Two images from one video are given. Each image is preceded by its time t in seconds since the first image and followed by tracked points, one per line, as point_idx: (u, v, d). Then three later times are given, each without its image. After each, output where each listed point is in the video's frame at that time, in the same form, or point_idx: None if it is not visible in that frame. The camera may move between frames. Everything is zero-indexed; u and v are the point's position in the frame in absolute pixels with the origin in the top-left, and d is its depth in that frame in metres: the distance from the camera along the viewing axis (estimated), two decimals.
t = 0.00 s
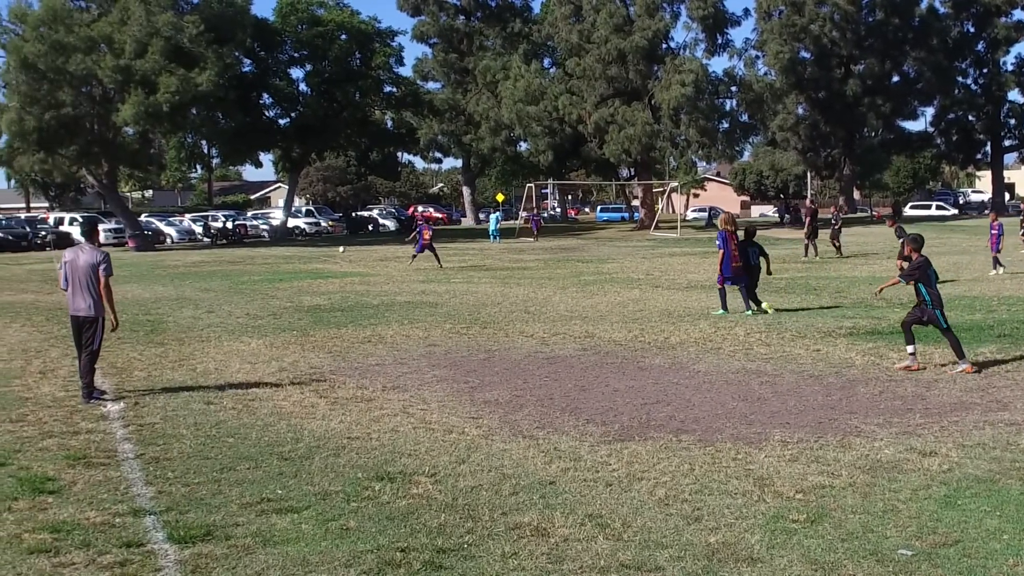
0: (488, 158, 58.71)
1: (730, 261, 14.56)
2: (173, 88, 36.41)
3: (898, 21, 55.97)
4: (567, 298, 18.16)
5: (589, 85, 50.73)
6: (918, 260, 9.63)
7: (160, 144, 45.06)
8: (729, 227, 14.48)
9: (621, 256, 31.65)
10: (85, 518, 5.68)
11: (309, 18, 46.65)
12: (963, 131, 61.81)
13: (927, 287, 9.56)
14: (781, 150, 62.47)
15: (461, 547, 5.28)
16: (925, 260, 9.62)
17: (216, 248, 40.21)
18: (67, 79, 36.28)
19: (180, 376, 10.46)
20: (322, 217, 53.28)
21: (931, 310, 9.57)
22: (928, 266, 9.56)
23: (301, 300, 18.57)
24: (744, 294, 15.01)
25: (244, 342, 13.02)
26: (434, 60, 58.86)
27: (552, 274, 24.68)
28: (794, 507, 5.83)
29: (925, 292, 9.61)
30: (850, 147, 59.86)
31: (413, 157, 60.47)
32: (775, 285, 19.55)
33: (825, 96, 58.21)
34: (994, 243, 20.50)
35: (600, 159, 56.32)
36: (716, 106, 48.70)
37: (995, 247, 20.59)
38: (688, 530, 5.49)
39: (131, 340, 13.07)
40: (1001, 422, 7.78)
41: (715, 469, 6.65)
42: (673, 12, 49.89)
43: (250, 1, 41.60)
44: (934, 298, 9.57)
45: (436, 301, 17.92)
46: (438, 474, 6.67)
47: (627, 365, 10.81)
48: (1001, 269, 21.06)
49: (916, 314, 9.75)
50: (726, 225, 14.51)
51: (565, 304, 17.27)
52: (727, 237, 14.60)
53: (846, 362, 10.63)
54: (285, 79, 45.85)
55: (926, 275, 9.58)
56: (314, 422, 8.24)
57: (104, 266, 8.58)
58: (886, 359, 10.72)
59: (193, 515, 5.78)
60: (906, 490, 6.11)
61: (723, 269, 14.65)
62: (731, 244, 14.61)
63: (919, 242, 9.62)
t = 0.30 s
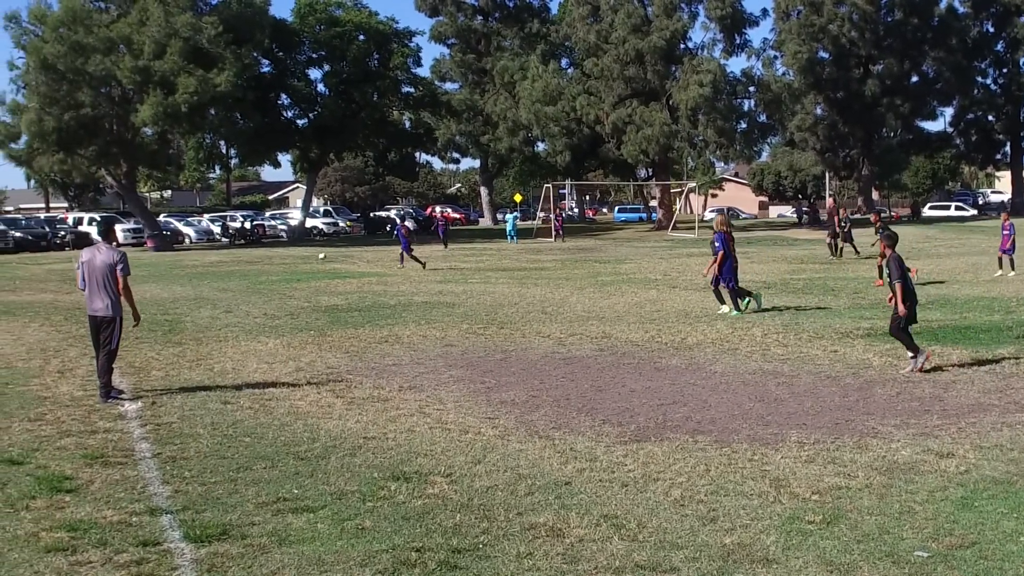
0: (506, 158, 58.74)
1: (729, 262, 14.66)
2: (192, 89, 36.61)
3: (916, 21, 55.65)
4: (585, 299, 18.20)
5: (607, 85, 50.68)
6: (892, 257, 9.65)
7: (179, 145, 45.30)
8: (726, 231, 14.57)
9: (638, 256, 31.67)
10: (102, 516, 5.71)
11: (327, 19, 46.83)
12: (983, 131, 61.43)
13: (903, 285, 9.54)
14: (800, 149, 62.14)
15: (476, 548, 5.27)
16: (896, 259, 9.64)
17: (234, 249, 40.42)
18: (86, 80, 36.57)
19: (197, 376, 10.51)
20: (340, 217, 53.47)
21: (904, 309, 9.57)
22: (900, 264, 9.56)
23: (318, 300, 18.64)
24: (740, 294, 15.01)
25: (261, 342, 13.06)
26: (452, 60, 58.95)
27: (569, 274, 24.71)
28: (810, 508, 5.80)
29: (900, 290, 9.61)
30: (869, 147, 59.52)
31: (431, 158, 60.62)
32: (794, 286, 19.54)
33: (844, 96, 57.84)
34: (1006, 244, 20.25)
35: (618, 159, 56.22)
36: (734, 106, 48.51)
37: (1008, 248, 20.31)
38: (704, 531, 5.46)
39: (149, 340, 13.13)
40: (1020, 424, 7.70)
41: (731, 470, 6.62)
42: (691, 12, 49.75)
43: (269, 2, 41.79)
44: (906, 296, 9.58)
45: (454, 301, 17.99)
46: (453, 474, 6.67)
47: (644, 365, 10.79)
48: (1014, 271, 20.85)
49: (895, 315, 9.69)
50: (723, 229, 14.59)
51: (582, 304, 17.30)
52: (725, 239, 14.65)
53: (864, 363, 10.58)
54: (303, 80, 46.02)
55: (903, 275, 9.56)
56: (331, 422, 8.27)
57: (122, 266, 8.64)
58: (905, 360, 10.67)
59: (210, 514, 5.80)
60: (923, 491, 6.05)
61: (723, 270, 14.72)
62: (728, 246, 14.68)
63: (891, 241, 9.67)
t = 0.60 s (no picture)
0: (519, 158, 58.76)
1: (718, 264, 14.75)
2: (206, 89, 36.77)
3: (932, 21, 55.31)
4: (598, 299, 18.25)
5: (621, 85, 50.61)
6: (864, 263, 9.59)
7: (194, 145, 45.51)
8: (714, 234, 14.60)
9: (651, 257, 31.73)
10: (113, 515, 5.74)
11: (341, 20, 46.98)
12: (999, 131, 60.83)
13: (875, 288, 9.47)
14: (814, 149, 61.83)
15: (485, 548, 5.27)
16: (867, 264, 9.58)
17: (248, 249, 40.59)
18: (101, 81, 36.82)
19: (210, 376, 10.55)
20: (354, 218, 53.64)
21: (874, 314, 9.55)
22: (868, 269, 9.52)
23: (332, 300, 18.73)
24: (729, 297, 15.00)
25: (274, 342, 13.11)
26: (466, 60, 59.03)
27: (583, 274, 24.79)
28: (820, 508, 5.77)
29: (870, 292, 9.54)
30: (884, 147, 59.22)
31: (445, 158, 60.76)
32: (808, 286, 19.58)
33: (859, 96, 57.54)
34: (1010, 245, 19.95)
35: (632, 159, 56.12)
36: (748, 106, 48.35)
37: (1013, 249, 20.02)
38: (713, 531, 5.44)
39: (162, 340, 13.19)
40: None
41: (742, 471, 6.59)
42: (706, 12, 49.62)
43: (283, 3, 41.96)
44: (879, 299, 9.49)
45: (467, 301, 18.06)
46: (464, 475, 6.67)
47: (656, 365, 10.78)
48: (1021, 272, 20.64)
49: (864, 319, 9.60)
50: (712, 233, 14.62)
51: (595, 304, 17.34)
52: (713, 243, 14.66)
53: (877, 364, 10.53)
54: (317, 81, 46.15)
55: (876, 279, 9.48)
56: (342, 422, 8.28)
57: (134, 266, 8.67)
58: (918, 360, 10.62)
59: (221, 513, 5.82)
60: (933, 492, 6.01)
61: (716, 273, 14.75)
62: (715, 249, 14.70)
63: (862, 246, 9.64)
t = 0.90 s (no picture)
0: (531, 158, 58.78)
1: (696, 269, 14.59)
2: (219, 90, 36.90)
3: (945, 21, 54.92)
4: (609, 298, 18.26)
5: (633, 85, 50.55)
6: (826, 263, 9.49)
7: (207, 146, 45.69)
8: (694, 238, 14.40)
9: (663, 257, 31.72)
10: (124, 514, 5.77)
11: (353, 20, 47.09)
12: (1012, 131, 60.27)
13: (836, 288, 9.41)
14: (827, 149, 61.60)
15: (494, 548, 5.26)
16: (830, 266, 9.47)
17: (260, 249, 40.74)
18: (114, 81, 37.03)
19: (221, 375, 10.58)
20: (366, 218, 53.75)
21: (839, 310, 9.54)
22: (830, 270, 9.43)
23: (344, 300, 18.77)
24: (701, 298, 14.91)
25: (286, 342, 13.13)
26: (478, 61, 59.09)
27: (595, 274, 24.82)
28: (830, 509, 5.74)
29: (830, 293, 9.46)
30: (896, 148, 58.93)
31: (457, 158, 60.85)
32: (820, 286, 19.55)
33: (871, 96, 57.27)
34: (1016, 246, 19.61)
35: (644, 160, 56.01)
36: (761, 106, 48.19)
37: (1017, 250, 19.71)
38: (723, 532, 5.42)
39: (174, 340, 13.23)
40: None
41: (751, 471, 6.57)
42: (718, 12, 49.46)
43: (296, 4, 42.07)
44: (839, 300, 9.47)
45: (479, 301, 18.07)
46: (474, 475, 6.67)
47: (667, 366, 10.77)
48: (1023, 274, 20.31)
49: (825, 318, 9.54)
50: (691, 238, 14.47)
51: (607, 304, 17.32)
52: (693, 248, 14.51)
53: (888, 364, 10.44)
54: (329, 81, 46.26)
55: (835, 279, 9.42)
56: (352, 422, 8.28)
57: (145, 265, 8.70)
58: (929, 361, 10.51)
59: (231, 512, 5.84)
60: (943, 493, 5.97)
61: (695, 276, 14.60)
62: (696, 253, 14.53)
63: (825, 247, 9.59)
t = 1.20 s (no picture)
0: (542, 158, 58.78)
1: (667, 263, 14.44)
2: (230, 90, 37.02)
3: (957, 20, 54.59)
4: (620, 299, 18.20)
5: (644, 85, 50.47)
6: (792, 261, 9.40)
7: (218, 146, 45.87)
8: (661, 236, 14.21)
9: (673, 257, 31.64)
10: (135, 513, 5.81)
11: (364, 20, 47.18)
12: None
13: (804, 289, 9.23)
14: (838, 149, 61.39)
15: (505, 547, 5.27)
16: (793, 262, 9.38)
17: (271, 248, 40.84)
18: (126, 80, 37.22)
19: (233, 375, 10.62)
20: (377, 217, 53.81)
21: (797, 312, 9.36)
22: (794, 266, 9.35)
23: (354, 300, 18.73)
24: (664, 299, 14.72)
25: (296, 342, 13.14)
26: (489, 60, 59.11)
27: (606, 274, 24.76)
28: (841, 510, 5.73)
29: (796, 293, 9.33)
30: (908, 147, 58.68)
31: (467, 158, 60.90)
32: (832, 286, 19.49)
33: (883, 96, 57.04)
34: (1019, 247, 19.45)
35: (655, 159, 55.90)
36: (772, 106, 48.06)
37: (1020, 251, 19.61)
38: (734, 532, 5.42)
39: (186, 340, 13.26)
40: None
41: (762, 471, 6.56)
42: (729, 11, 49.34)
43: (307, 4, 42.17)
44: (807, 300, 9.31)
45: (489, 301, 18.02)
46: (484, 474, 6.67)
47: (678, 366, 10.75)
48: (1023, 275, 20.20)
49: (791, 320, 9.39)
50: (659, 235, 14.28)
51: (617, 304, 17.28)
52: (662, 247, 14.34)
53: (899, 365, 10.39)
54: (340, 81, 46.36)
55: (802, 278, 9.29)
56: (363, 422, 8.30)
57: (155, 264, 8.72)
58: (940, 362, 10.46)
59: (241, 512, 5.87)
60: (955, 494, 5.95)
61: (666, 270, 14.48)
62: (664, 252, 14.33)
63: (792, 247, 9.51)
